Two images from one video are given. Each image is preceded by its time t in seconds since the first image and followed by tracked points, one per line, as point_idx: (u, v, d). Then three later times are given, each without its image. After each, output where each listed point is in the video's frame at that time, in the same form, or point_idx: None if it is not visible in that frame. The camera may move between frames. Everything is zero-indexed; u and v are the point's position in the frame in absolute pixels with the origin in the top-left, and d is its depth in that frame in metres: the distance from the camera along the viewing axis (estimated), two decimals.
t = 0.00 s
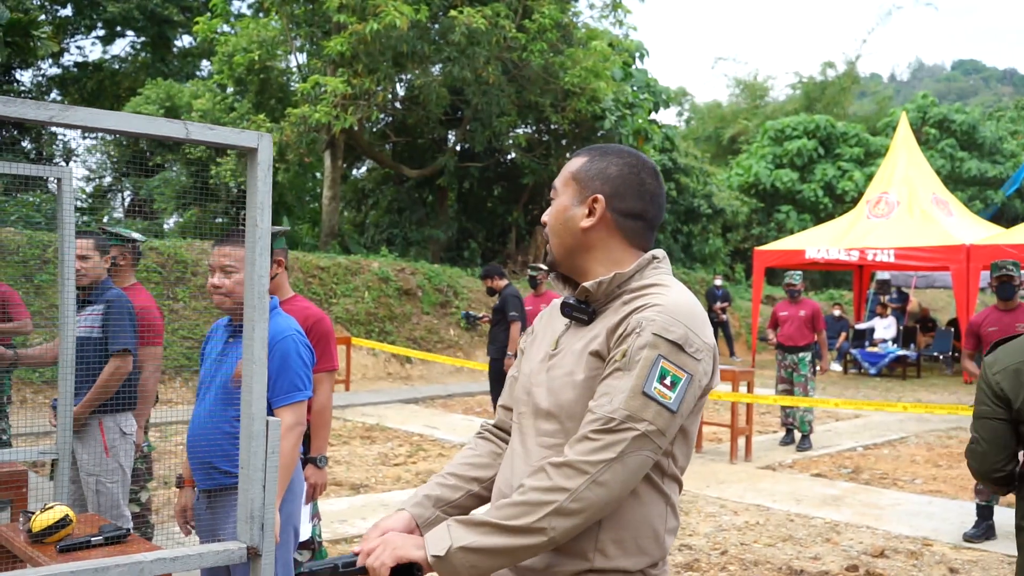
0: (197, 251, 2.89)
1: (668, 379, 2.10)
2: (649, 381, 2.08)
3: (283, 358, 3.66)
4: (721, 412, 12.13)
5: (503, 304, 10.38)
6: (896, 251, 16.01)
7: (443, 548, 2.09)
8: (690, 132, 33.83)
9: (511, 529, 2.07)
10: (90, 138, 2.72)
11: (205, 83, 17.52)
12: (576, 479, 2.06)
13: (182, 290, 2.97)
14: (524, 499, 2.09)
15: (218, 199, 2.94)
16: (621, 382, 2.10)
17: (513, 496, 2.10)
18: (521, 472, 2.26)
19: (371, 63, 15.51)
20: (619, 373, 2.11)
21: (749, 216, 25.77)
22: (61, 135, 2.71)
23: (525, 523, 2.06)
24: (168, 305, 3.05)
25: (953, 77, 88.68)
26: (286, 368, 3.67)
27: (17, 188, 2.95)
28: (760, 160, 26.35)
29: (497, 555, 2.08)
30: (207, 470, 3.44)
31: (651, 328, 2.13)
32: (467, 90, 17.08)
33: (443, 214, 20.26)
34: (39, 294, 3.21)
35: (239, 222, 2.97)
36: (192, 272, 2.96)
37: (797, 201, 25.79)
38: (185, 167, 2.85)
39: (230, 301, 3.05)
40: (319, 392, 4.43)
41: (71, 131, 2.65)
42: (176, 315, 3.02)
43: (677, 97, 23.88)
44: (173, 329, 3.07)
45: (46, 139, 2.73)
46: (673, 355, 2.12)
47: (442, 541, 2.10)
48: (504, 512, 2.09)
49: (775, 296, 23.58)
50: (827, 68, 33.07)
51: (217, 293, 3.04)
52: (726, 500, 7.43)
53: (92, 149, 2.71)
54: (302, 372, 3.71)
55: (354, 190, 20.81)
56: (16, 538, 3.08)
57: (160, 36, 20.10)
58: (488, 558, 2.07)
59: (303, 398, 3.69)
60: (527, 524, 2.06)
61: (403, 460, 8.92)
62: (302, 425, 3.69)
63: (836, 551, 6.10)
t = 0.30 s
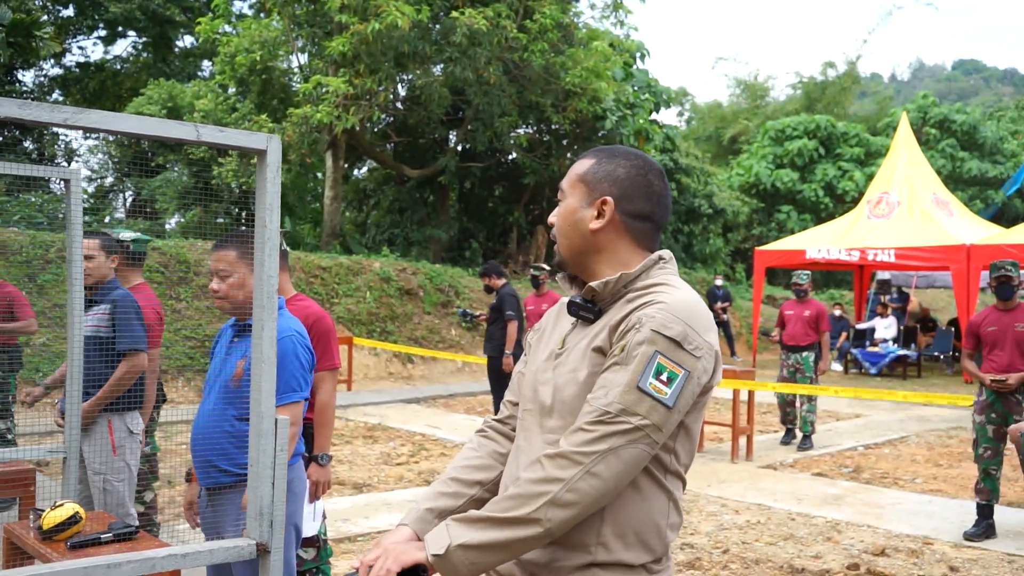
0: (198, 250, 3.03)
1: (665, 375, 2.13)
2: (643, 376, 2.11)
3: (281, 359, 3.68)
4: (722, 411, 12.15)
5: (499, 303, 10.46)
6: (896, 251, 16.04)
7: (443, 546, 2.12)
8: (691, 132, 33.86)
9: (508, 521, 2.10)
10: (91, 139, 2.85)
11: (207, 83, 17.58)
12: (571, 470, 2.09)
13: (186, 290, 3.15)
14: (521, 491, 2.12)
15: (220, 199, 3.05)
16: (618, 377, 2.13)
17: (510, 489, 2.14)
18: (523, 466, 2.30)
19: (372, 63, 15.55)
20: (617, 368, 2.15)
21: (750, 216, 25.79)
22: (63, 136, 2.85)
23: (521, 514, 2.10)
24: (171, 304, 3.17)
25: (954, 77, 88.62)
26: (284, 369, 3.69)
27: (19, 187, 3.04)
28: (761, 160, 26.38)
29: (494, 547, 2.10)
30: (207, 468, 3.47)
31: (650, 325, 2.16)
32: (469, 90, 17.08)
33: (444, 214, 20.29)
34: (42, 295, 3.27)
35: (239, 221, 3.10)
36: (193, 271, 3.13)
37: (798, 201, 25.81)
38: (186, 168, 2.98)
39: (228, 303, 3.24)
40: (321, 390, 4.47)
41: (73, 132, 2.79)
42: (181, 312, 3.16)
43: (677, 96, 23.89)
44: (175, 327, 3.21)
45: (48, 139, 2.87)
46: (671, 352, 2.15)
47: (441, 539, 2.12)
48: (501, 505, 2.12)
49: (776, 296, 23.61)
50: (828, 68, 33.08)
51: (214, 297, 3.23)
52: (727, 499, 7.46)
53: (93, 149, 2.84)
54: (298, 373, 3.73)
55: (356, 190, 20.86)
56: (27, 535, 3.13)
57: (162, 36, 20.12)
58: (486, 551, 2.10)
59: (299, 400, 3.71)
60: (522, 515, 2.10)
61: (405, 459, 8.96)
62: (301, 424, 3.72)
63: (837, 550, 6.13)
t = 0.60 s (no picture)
0: (200, 251, 3.05)
1: (663, 377, 2.16)
2: (641, 377, 2.14)
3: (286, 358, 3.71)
4: (722, 411, 12.19)
5: (497, 301, 10.52)
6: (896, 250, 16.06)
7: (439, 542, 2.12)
8: (690, 132, 33.89)
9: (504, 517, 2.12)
10: (92, 139, 2.87)
11: (208, 83, 17.63)
12: (567, 468, 2.12)
13: (188, 289, 3.18)
14: (518, 487, 2.14)
15: (221, 200, 3.09)
16: (616, 376, 2.17)
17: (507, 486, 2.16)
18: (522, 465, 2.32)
19: (374, 64, 15.59)
20: (616, 367, 2.18)
21: (750, 216, 25.82)
22: (64, 137, 2.86)
23: (517, 510, 2.12)
24: (173, 304, 3.26)
25: (954, 77, 88.63)
26: (288, 368, 3.72)
27: (20, 186, 3.04)
28: (761, 160, 26.40)
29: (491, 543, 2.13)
30: (210, 466, 3.49)
31: (650, 328, 2.19)
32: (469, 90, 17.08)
33: (445, 214, 20.31)
34: (43, 295, 3.37)
35: (240, 222, 3.13)
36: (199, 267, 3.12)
37: (798, 201, 25.85)
38: (187, 168, 3.06)
39: (234, 304, 3.26)
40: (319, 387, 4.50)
41: (73, 132, 2.81)
42: (182, 313, 3.24)
43: (678, 97, 23.90)
44: (176, 327, 3.28)
45: (49, 141, 2.90)
46: (669, 354, 2.18)
47: (438, 540, 2.12)
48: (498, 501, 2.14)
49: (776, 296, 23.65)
50: (827, 68, 33.11)
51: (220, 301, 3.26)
52: (728, 498, 7.48)
53: (93, 149, 2.86)
54: (301, 372, 3.75)
55: (356, 190, 20.91)
56: (35, 533, 3.16)
57: (162, 36, 20.12)
58: (482, 548, 2.11)
59: (302, 399, 3.75)
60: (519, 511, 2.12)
61: (407, 458, 8.98)
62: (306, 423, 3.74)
63: (837, 548, 6.16)
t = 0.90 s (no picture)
0: (200, 251, 3.14)
1: (671, 381, 2.17)
2: (651, 382, 2.15)
3: (291, 356, 3.73)
4: (722, 410, 12.21)
5: (493, 299, 10.53)
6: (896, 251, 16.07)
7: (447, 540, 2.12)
8: (690, 132, 33.90)
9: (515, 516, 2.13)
10: (93, 139, 2.87)
11: (208, 83, 17.65)
12: (579, 470, 2.12)
13: (189, 288, 3.27)
14: (528, 489, 2.14)
15: (222, 199, 3.11)
16: (625, 381, 2.18)
17: (516, 486, 2.16)
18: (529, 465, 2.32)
19: (374, 64, 15.61)
20: (624, 371, 2.19)
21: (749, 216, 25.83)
22: (65, 137, 2.85)
23: (529, 512, 2.12)
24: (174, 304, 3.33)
25: (953, 76, 88.63)
26: (294, 366, 3.73)
27: (20, 186, 3.04)
28: (761, 160, 26.40)
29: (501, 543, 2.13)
30: (215, 465, 3.60)
31: (656, 331, 2.20)
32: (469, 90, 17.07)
33: (444, 214, 20.32)
34: (44, 294, 3.37)
35: (240, 221, 3.13)
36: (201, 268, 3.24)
37: (797, 200, 25.86)
38: (188, 168, 3.05)
39: (240, 302, 3.34)
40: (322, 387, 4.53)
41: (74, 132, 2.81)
42: (182, 311, 3.32)
43: (677, 96, 23.91)
44: (178, 327, 3.36)
45: (48, 140, 2.86)
46: (677, 357, 2.19)
47: (446, 536, 2.12)
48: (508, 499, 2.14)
49: (775, 296, 23.66)
50: (827, 68, 33.12)
51: (227, 296, 3.33)
52: (728, 497, 7.50)
53: (94, 149, 2.88)
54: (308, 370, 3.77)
55: (356, 190, 20.92)
56: (38, 533, 3.18)
57: (162, 36, 20.10)
58: (493, 550, 2.12)
59: (309, 397, 3.75)
60: (530, 513, 2.12)
61: (408, 458, 8.99)
62: (309, 421, 3.75)
63: (837, 547, 6.17)
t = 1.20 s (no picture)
0: (200, 249, 3.13)
1: (692, 382, 2.19)
2: (672, 384, 2.16)
3: (297, 354, 3.74)
4: (723, 410, 12.22)
5: (491, 297, 10.52)
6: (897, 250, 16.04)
7: (467, 516, 2.12)
8: (690, 132, 33.90)
9: (538, 508, 2.14)
10: (92, 138, 2.91)
11: (209, 83, 17.67)
12: (600, 469, 2.12)
13: (188, 288, 3.30)
14: (550, 481, 2.14)
15: (222, 199, 3.11)
16: (646, 383, 2.18)
17: (540, 474, 2.16)
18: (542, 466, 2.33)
19: (374, 63, 15.62)
20: (643, 373, 2.20)
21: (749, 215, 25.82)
22: (64, 136, 2.91)
23: (550, 504, 2.13)
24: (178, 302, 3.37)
25: (953, 76, 88.60)
26: (301, 363, 3.74)
27: (20, 185, 3.07)
28: (761, 160, 26.40)
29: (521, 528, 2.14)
30: (221, 466, 3.54)
31: (674, 332, 2.21)
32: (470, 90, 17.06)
33: (445, 213, 20.31)
34: (44, 294, 3.44)
35: (240, 220, 3.16)
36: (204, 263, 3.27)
37: (798, 200, 25.86)
38: (188, 167, 3.05)
39: (252, 299, 3.39)
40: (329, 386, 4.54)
41: (75, 131, 2.84)
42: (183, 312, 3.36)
43: (677, 96, 23.92)
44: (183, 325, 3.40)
45: (49, 139, 2.93)
46: (696, 358, 2.21)
47: (465, 512, 2.12)
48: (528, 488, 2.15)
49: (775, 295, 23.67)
50: (828, 67, 33.12)
51: (238, 293, 3.39)
52: (730, 497, 7.50)
53: (94, 148, 2.90)
54: (313, 368, 3.77)
55: (356, 189, 20.93)
56: (44, 532, 3.18)
57: (162, 35, 20.09)
58: (510, 532, 2.13)
59: (317, 394, 3.76)
60: (552, 506, 2.13)
61: (410, 458, 8.99)
62: (317, 418, 3.77)
63: (839, 547, 6.17)
